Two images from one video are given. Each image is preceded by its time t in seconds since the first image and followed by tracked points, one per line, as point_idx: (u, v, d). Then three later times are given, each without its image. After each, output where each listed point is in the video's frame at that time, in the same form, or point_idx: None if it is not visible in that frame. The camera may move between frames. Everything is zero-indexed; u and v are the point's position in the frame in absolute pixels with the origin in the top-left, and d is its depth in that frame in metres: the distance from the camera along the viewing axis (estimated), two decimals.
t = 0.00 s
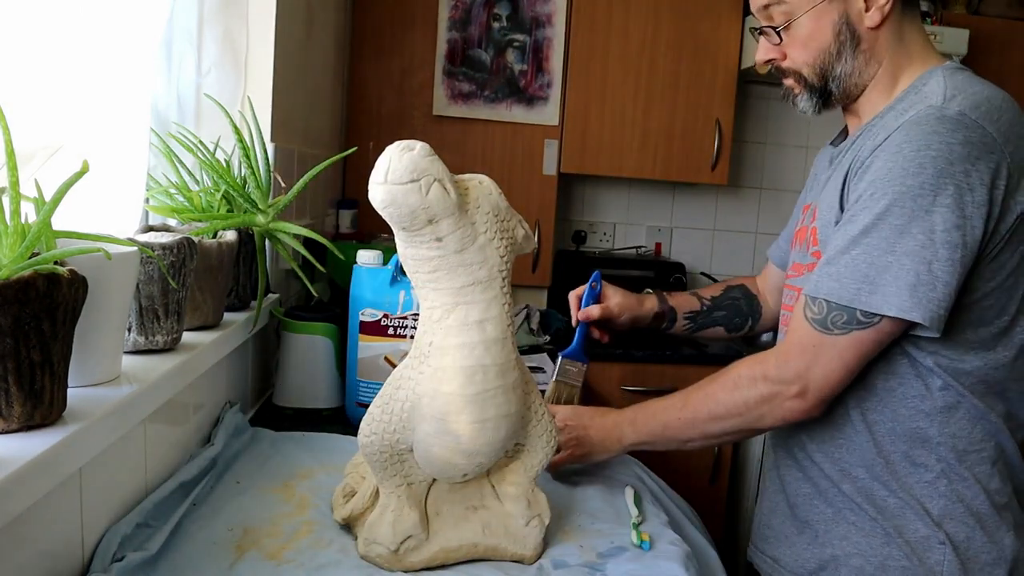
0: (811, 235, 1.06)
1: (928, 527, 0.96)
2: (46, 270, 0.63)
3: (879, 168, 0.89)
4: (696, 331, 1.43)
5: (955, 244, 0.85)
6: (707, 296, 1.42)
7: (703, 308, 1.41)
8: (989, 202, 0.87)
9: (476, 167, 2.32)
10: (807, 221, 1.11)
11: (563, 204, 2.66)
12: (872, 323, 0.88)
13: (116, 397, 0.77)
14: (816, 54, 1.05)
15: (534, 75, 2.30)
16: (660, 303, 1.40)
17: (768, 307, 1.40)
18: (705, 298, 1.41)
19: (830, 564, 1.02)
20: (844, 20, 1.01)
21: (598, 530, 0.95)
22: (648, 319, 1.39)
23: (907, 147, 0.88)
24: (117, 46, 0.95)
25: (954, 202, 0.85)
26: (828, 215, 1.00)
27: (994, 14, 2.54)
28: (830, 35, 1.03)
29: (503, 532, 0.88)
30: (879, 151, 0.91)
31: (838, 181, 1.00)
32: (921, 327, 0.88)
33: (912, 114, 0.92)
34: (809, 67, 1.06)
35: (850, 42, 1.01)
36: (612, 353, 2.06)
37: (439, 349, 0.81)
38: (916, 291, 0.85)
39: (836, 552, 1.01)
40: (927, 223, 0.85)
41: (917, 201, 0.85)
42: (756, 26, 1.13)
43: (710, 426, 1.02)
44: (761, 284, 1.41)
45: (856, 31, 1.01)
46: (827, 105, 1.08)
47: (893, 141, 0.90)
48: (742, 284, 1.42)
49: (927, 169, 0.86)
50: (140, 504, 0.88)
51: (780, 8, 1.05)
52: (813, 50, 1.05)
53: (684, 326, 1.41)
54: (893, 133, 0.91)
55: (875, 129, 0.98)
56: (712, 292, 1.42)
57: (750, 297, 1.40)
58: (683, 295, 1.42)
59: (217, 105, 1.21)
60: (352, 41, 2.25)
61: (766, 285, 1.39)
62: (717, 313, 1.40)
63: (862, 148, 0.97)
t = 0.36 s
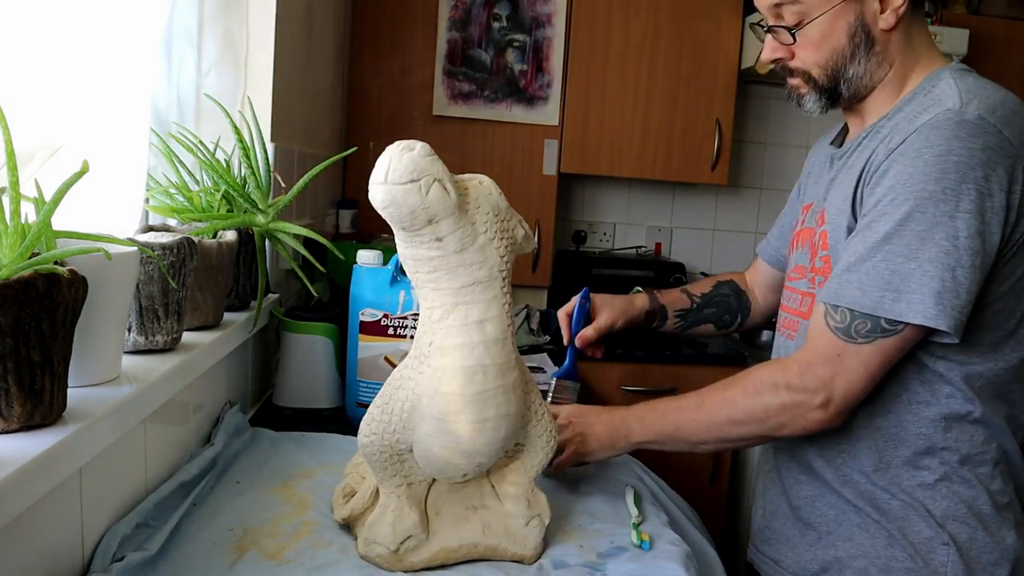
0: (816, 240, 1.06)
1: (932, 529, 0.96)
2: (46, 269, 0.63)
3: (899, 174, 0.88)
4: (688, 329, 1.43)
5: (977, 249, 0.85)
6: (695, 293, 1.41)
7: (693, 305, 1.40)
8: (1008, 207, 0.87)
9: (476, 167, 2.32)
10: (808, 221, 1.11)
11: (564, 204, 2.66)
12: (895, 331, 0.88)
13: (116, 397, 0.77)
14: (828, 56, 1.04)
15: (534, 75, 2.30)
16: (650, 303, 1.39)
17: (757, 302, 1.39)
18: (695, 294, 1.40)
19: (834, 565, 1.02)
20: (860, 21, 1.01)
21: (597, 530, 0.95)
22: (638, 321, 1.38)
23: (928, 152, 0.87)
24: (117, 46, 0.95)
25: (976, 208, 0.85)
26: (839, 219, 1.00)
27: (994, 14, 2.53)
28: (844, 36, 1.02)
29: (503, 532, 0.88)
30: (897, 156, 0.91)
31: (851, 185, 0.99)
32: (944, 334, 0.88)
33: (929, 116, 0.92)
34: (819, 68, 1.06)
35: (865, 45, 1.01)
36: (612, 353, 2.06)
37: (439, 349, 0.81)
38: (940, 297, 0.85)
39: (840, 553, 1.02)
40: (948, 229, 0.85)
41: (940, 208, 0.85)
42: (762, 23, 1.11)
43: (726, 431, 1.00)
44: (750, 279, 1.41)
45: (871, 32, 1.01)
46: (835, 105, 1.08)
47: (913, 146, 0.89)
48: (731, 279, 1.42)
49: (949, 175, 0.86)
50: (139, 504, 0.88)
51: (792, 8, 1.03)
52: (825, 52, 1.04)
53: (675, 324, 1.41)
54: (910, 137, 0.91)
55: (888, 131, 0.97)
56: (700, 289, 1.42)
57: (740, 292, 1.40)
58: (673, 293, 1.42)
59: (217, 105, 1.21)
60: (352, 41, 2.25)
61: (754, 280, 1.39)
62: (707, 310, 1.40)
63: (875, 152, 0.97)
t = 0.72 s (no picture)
0: (827, 238, 1.05)
1: (937, 530, 0.96)
2: (46, 269, 0.63)
3: (928, 178, 0.87)
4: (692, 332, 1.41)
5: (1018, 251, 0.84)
6: (700, 295, 1.40)
7: (697, 307, 1.39)
8: None
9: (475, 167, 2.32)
10: (816, 220, 1.10)
11: (564, 204, 2.66)
12: (945, 339, 0.85)
13: (116, 397, 0.77)
14: (845, 54, 1.03)
15: (534, 75, 2.30)
16: (655, 307, 1.37)
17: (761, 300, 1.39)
18: (699, 296, 1.38)
19: (837, 566, 1.02)
20: (878, 20, 1.00)
21: (598, 530, 0.95)
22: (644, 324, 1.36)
23: (957, 156, 0.86)
24: (117, 46, 0.95)
25: (1013, 208, 0.84)
26: (856, 222, 0.98)
27: (993, 14, 2.53)
28: (862, 35, 1.01)
29: (503, 533, 0.88)
30: (924, 159, 0.89)
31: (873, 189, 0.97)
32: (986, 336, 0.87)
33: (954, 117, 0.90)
34: (834, 66, 1.04)
35: (882, 43, 1.00)
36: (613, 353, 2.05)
37: (440, 349, 0.81)
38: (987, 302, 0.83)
39: (844, 554, 1.02)
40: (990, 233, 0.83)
41: (979, 211, 0.83)
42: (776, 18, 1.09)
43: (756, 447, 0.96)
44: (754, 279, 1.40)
45: (888, 31, 1.00)
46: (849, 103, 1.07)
47: (942, 149, 0.87)
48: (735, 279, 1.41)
49: (984, 178, 0.84)
50: (139, 504, 0.88)
51: (809, 6, 1.02)
52: (840, 50, 1.03)
53: (679, 326, 1.39)
54: (937, 139, 0.89)
55: (907, 132, 0.96)
56: (704, 291, 1.40)
57: (744, 292, 1.39)
58: (674, 294, 1.40)
59: (217, 105, 1.21)
60: (352, 41, 2.25)
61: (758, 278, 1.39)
62: (711, 311, 1.39)
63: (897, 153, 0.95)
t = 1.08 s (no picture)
0: (837, 232, 1.03)
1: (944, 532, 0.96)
2: (46, 269, 0.63)
3: (974, 172, 0.82)
4: (713, 338, 1.40)
5: None
6: (721, 299, 1.40)
7: (718, 310, 1.39)
8: None
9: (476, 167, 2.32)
10: (822, 220, 1.07)
11: (564, 204, 2.66)
12: None
13: (115, 397, 0.77)
14: (850, 33, 1.02)
15: (534, 75, 2.30)
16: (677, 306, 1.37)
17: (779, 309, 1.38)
18: (720, 299, 1.39)
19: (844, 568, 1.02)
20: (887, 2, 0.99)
21: (598, 530, 0.95)
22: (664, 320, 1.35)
23: (999, 144, 0.81)
24: (117, 45, 0.95)
25: None
26: (879, 226, 0.94)
27: (994, 14, 2.53)
28: (870, 15, 1.00)
29: (503, 533, 0.88)
30: (964, 154, 0.84)
31: (900, 184, 0.93)
32: None
33: (980, 104, 0.87)
34: (839, 45, 1.03)
35: (890, 26, 0.99)
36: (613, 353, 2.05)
37: (440, 349, 0.81)
38: None
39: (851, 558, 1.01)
40: None
41: None
42: None
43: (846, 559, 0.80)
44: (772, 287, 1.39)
45: (896, 15, 0.99)
46: (848, 89, 1.05)
47: (998, 142, 0.81)
48: (753, 285, 1.41)
49: None
50: (140, 504, 0.88)
51: None
52: (847, 29, 1.02)
53: (700, 329, 1.39)
54: (972, 130, 0.85)
55: (929, 124, 0.92)
56: (726, 295, 1.41)
57: (763, 298, 1.39)
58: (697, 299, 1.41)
59: (217, 105, 1.21)
60: (352, 42, 2.25)
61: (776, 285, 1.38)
62: (732, 316, 1.38)
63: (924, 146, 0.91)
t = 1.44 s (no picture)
0: (855, 228, 1.03)
1: (976, 552, 0.94)
2: (46, 269, 0.63)
3: None
4: (693, 281, 1.29)
5: None
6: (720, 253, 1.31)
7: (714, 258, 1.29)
8: None
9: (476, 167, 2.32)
10: (836, 215, 1.07)
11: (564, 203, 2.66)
12: None
13: (115, 397, 0.77)
14: (878, 9, 1.03)
15: (534, 75, 2.30)
16: (686, 224, 1.27)
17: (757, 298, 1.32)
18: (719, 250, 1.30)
19: None
20: None
21: (598, 530, 0.95)
22: (668, 227, 1.25)
23: None
24: (116, 44, 0.95)
25: None
26: (904, 217, 0.96)
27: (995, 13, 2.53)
28: None
29: (503, 533, 0.88)
30: (1008, 140, 0.87)
31: (928, 174, 0.94)
32: None
33: (1020, 90, 0.89)
34: (863, 19, 1.04)
35: (919, 10, 1.01)
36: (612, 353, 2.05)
37: (440, 349, 0.81)
38: None
39: None
40: None
41: None
42: None
43: None
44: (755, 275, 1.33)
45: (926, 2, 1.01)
46: (863, 68, 1.06)
47: None
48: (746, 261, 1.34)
49: None
50: (139, 504, 0.88)
51: None
52: (875, 4, 1.03)
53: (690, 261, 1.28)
54: (1015, 115, 0.88)
55: (959, 112, 0.94)
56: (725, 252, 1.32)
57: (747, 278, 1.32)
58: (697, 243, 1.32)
59: (217, 105, 1.21)
60: (352, 42, 2.25)
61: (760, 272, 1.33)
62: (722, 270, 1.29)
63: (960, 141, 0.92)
